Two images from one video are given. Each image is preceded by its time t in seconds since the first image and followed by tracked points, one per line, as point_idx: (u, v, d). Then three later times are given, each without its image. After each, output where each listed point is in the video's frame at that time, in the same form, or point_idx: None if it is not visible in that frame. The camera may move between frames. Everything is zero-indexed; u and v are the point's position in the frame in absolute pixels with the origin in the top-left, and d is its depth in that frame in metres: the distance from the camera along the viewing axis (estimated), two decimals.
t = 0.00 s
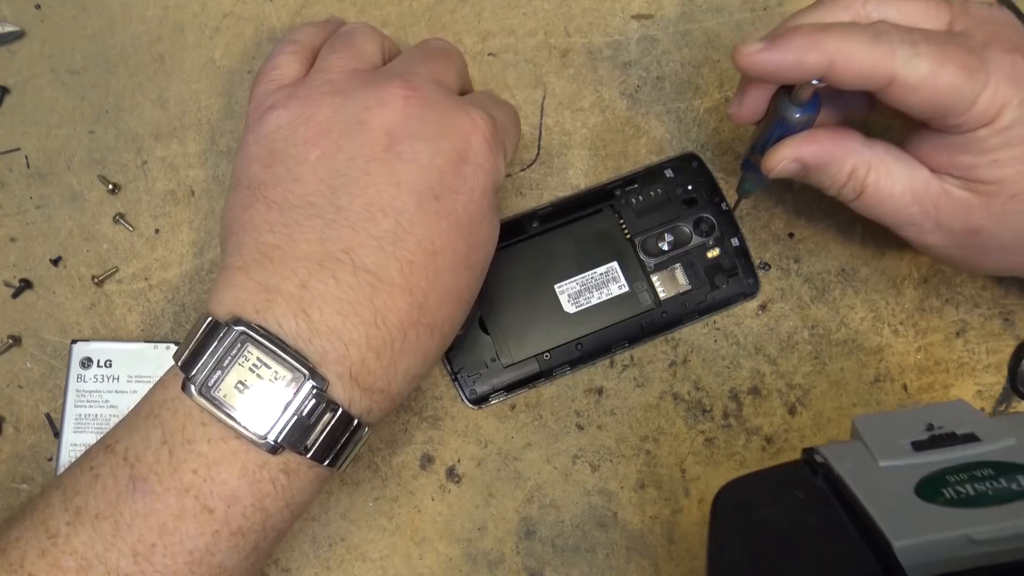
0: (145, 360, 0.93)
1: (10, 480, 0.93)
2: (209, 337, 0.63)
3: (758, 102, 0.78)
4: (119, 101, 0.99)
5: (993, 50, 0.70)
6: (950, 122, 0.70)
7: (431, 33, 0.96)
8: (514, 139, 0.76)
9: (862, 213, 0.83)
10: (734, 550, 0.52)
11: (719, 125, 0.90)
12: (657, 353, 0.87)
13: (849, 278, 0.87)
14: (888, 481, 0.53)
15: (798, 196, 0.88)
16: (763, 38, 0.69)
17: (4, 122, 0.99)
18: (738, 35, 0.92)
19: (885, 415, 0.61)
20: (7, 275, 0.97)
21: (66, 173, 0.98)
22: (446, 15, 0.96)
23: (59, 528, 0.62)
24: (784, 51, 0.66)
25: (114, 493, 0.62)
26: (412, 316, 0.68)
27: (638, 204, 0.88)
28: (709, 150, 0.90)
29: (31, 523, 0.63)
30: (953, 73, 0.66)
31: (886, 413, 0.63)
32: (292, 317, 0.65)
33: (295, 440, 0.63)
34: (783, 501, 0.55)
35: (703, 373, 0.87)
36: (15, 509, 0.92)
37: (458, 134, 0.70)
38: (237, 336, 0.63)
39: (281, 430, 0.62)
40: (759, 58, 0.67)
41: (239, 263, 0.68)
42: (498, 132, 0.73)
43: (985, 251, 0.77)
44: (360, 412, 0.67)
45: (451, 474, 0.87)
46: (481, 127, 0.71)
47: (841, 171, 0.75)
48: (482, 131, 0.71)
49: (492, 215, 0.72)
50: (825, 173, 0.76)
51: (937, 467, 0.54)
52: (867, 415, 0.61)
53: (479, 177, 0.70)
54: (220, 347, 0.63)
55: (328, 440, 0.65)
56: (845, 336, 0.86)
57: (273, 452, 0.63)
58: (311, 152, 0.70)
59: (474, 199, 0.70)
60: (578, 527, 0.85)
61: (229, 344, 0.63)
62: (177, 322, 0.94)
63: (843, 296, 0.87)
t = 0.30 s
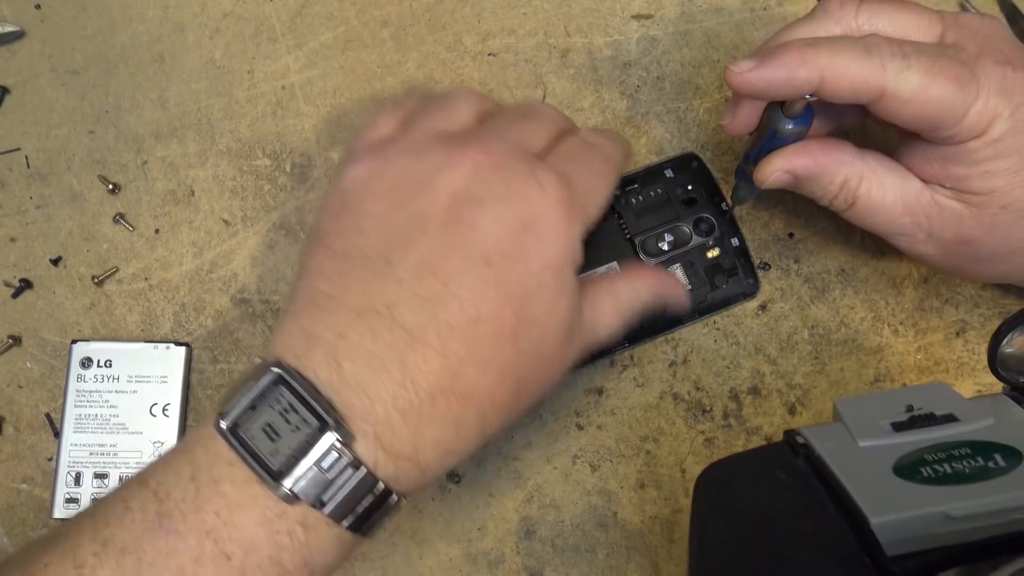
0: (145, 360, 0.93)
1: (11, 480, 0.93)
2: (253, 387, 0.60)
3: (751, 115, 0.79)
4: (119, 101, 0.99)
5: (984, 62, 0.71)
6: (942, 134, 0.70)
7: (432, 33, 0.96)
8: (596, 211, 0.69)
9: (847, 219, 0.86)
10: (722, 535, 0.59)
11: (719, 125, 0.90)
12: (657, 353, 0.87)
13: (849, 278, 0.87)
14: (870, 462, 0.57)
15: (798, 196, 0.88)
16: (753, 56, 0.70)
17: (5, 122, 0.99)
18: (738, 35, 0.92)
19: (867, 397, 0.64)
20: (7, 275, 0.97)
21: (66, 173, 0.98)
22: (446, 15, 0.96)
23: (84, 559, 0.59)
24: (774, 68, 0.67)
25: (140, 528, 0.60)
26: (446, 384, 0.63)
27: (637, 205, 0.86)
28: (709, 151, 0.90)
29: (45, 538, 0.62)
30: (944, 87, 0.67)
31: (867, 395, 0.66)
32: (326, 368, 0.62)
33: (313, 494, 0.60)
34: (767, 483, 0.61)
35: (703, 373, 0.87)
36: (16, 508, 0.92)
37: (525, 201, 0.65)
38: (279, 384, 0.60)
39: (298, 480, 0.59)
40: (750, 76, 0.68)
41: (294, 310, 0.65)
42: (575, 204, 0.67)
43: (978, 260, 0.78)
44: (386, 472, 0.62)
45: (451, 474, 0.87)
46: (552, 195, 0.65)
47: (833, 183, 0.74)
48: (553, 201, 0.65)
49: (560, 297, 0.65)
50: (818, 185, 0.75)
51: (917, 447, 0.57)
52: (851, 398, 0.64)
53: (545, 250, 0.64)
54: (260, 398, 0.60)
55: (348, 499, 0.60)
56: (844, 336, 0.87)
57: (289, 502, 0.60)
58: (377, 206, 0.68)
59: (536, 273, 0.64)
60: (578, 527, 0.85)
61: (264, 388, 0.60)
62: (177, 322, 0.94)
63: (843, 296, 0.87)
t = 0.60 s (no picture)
0: (146, 361, 0.93)
1: (11, 480, 0.93)
2: (292, 406, 0.64)
3: (756, 98, 0.77)
4: (119, 101, 0.99)
5: (988, 48, 0.70)
6: (946, 119, 0.70)
7: (432, 33, 0.96)
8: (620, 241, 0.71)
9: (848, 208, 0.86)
10: (717, 508, 0.55)
11: (719, 125, 0.90)
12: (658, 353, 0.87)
13: (849, 278, 0.87)
14: (864, 437, 0.55)
15: (798, 196, 0.88)
16: (758, 39, 0.69)
17: (5, 122, 0.99)
18: (738, 34, 0.92)
19: (861, 374, 0.63)
20: (7, 275, 0.97)
21: (66, 173, 0.98)
22: (446, 15, 0.96)
23: (111, 565, 0.63)
24: (779, 50, 0.66)
25: (168, 536, 0.63)
26: (478, 409, 0.66)
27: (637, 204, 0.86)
28: (709, 150, 0.90)
29: (76, 536, 0.67)
30: (949, 71, 0.66)
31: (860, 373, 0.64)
32: (360, 390, 0.66)
33: (342, 513, 0.62)
34: (760, 459, 0.57)
35: (703, 373, 0.87)
36: (16, 508, 0.92)
37: (554, 233, 0.68)
38: (312, 405, 0.64)
39: (329, 499, 0.62)
40: (755, 58, 0.67)
41: (328, 333, 0.70)
42: (602, 236, 0.69)
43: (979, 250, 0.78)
44: (415, 494, 0.65)
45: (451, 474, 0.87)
46: (579, 227, 0.68)
47: (836, 169, 0.74)
48: (581, 232, 0.68)
49: (588, 323, 0.68)
50: (821, 171, 0.75)
51: (909, 423, 0.55)
52: (845, 375, 0.62)
53: (572, 279, 0.67)
54: (298, 417, 0.63)
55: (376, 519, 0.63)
56: (845, 336, 0.86)
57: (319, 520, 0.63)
58: (409, 236, 0.71)
59: (564, 301, 0.67)
60: (577, 527, 0.85)
61: (300, 407, 0.64)
62: (177, 322, 0.94)
63: (843, 296, 0.87)
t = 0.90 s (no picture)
0: (146, 361, 0.93)
1: (11, 481, 0.93)
2: (293, 402, 0.64)
3: (751, 93, 0.77)
4: (119, 101, 0.99)
5: (983, 49, 0.70)
6: (938, 118, 0.70)
7: (431, 33, 0.96)
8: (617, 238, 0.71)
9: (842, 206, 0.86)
10: (720, 485, 0.55)
11: (719, 125, 0.90)
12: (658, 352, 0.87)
13: (849, 278, 0.87)
14: (864, 418, 0.55)
15: (798, 196, 0.88)
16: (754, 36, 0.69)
17: (5, 122, 0.99)
18: (738, 34, 0.92)
19: (861, 357, 0.63)
20: (7, 275, 0.97)
21: (66, 173, 0.98)
22: (446, 15, 0.96)
23: (114, 560, 0.63)
24: (775, 47, 0.66)
25: (170, 532, 0.63)
26: (477, 402, 0.65)
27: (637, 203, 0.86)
28: (709, 150, 0.90)
29: (79, 534, 0.67)
30: (943, 71, 0.66)
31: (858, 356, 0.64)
32: (360, 384, 0.65)
33: (344, 507, 0.62)
34: (761, 442, 0.57)
35: (703, 373, 0.87)
36: (16, 508, 0.92)
37: (550, 227, 0.68)
38: (315, 401, 0.64)
39: (331, 493, 0.62)
40: (751, 56, 0.67)
41: (328, 330, 0.70)
42: (598, 229, 0.69)
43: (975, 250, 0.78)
44: (417, 488, 0.65)
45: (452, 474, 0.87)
46: (575, 220, 0.68)
47: (828, 164, 0.74)
48: (577, 225, 0.68)
49: (586, 316, 0.68)
50: (813, 166, 0.75)
51: (908, 405, 0.56)
52: (846, 359, 0.62)
53: (569, 272, 0.67)
54: (299, 413, 0.63)
55: (378, 512, 0.63)
56: (845, 336, 0.86)
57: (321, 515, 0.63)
58: (406, 232, 0.71)
59: (561, 294, 0.67)
60: (578, 527, 0.85)
61: (302, 403, 0.64)
62: (177, 322, 0.94)
63: (843, 296, 0.87)
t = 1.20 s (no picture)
0: (146, 361, 0.93)
1: (11, 481, 0.93)
2: (295, 401, 0.64)
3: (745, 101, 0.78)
4: (119, 101, 0.99)
5: (979, 70, 0.70)
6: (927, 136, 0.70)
7: (431, 33, 0.96)
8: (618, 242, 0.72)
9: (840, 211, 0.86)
10: (725, 489, 0.55)
11: (719, 125, 0.90)
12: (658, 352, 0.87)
13: (849, 278, 0.87)
14: (868, 424, 0.55)
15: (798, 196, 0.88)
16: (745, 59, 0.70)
17: (5, 122, 0.99)
18: (738, 34, 0.92)
19: (865, 363, 0.63)
20: (7, 275, 0.97)
21: (66, 173, 0.98)
22: (446, 15, 0.96)
23: (117, 561, 0.63)
24: (762, 75, 0.68)
25: (173, 532, 0.63)
26: (480, 401, 0.65)
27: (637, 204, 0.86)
28: (709, 151, 0.90)
29: (80, 536, 0.66)
30: (932, 94, 0.66)
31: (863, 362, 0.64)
32: (363, 384, 0.65)
33: (347, 507, 0.62)
34: (765, 446, 0.57)
35: (702, 373, 0.87)
36: (16, 508, 0.92)
37: (553, 227, 0.68)
38: (317, 401, 0.64)
39: (334, 493, 0.62)
40: (741, 85, 0.69)
41: (330, 330, 0.70)
42: (601, 230, 0.69)
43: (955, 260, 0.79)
44: (419, 488, 0.65)
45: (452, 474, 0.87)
46: (579, 220, 0.68)
47: (808, 183, 0.76)
48: (580, 226, 0.68)
49: (589, 316, 0.68)
50: (795, 183, 0.77)
51: (913, 411, 0.56)
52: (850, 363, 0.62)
53: (572, 273, 0.67)
54: (302, 412, 0.63)
55: (379, 513, 0.63)
56: (845, 336, 0.86)
57: (324, 515, 0.63)
58: (409, 231, 0.71)
59: (564, 294, 0.67)
60: (578, 527, 0.85)
61: (304, 402, 0.64)
62: (177, 322, 0.94)
63: (843, 296, 0.87)
